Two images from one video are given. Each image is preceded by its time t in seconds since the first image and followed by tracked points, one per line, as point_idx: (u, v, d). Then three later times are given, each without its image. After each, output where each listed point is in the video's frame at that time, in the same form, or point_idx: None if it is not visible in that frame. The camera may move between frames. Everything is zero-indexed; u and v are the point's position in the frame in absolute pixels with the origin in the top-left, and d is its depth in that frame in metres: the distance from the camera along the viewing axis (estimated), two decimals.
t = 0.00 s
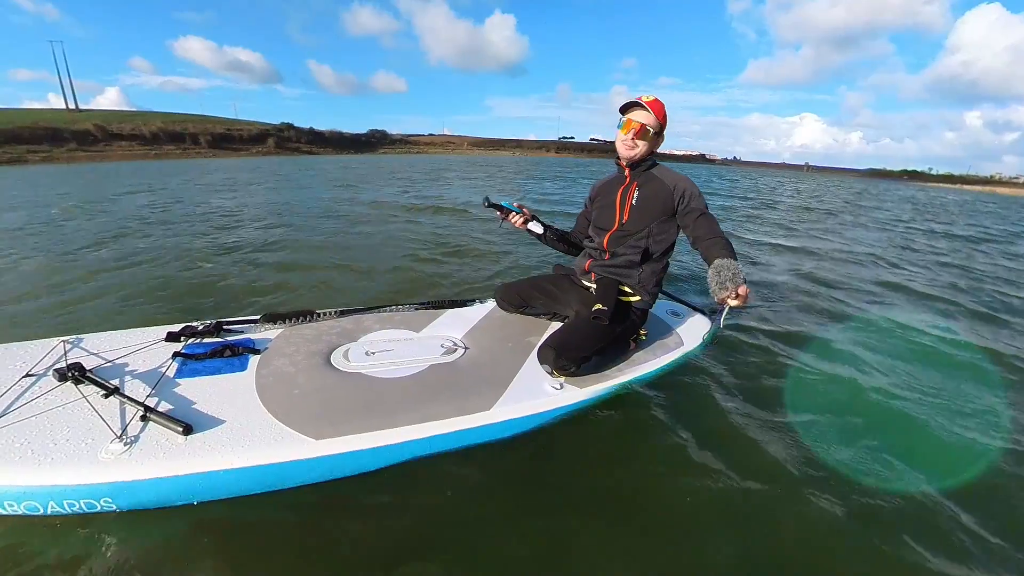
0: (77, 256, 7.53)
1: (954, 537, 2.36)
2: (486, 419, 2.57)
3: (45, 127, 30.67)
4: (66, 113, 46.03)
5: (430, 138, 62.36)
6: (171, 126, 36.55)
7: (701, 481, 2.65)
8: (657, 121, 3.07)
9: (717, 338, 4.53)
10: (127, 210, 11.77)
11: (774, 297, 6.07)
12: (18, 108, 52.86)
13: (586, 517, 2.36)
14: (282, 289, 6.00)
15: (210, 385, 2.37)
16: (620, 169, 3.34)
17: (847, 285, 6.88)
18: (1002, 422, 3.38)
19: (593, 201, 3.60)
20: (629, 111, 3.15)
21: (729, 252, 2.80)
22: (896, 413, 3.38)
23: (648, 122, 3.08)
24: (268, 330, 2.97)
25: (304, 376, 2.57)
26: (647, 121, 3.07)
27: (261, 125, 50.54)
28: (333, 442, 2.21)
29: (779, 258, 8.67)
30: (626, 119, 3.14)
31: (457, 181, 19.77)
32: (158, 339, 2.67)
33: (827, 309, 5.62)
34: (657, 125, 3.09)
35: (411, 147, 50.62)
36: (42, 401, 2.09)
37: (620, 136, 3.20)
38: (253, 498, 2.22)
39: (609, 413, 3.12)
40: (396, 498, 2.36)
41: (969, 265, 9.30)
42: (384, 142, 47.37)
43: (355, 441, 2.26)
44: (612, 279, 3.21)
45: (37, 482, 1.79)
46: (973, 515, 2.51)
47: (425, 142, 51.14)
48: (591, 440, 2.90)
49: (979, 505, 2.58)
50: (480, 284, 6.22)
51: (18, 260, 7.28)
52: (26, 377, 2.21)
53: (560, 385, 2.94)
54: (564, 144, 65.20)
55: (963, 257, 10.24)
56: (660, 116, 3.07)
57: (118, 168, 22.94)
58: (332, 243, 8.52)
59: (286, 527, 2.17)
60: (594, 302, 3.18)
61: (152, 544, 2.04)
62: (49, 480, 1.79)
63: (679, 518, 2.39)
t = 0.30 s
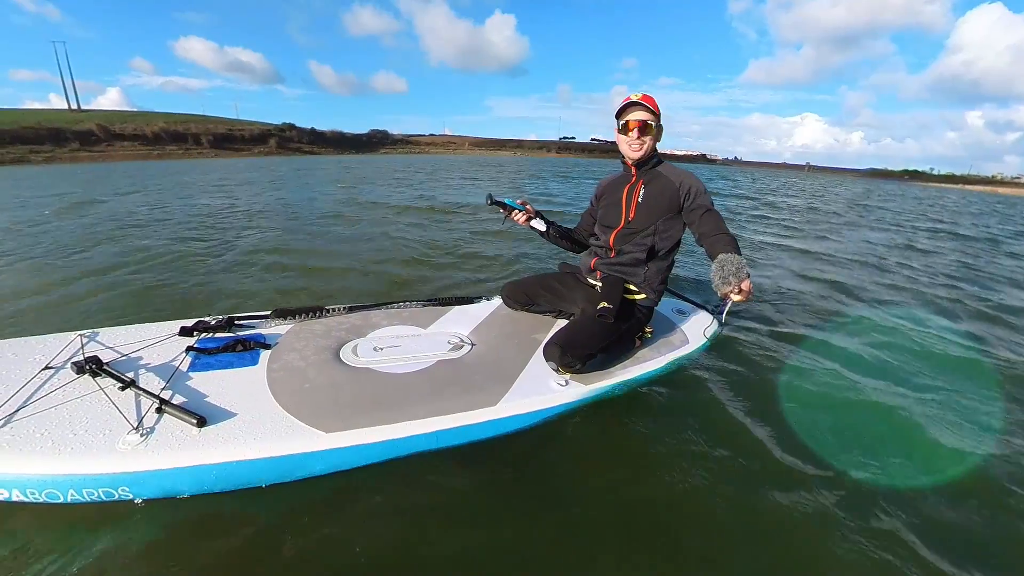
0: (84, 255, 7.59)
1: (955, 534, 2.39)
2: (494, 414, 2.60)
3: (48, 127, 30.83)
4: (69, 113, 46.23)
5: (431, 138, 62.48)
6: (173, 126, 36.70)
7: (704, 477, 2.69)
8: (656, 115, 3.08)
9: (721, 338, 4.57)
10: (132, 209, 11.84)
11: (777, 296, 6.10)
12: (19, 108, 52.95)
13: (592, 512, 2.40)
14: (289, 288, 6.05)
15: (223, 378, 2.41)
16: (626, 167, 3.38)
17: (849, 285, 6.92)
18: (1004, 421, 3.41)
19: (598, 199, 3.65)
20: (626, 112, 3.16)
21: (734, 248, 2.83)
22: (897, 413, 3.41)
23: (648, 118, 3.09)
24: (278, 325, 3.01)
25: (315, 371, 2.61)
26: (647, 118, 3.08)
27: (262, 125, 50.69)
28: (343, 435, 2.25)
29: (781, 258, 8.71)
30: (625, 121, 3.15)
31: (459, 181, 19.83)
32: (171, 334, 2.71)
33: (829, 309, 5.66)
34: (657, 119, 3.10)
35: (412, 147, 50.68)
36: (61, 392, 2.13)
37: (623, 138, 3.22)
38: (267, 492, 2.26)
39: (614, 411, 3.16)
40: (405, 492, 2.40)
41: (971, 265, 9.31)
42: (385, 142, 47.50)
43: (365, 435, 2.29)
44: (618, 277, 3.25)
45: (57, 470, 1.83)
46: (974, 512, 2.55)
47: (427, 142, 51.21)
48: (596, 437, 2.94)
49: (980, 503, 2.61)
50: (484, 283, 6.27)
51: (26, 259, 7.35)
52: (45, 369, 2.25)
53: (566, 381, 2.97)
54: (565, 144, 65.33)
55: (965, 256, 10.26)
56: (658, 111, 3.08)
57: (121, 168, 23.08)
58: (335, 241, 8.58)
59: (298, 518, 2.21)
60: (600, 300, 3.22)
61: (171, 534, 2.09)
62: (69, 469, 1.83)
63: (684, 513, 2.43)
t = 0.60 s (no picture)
0: (87, 256, 7.62)
1: (957, 544, 2.40)
2: (496, 420, 2.61)
3: (51, 127, 30.98)
4: (71, 113, 46.39)
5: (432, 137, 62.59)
6: (175, 126, 36.82)
7: (705, 484, 2.69)
8: (644, 121, 3.07)
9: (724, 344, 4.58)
10: (135, 210, 11.89)
11: (779, 301, 6.11)
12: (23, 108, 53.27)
13: (591, 518, 2.41)
14: (291, 290, 6.07)
15: (228, 384, 2.42)
16: (630, 173, 3.38)
17: (851, 289, 6.92)
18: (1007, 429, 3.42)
19: (602, 204, 3.66)
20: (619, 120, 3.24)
21: (737, 256, 2.84)
22: (900, 422, 3.42)
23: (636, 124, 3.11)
24: (282, 330, 3.02)
25: (320, 377, 2.62)
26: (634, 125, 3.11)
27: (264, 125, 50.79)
28: (347, 441, 2.26)
29: (783, 261, 8.73)
30: (616, 131, 3.23)
31: (460, 182, 19.87)
32: (176, 339, 2.73)
33: (830, 314, 5.67)
34: (645, 124, 3.09)
35: (413, 148, 50.74)
36: (67, 398, 2.14)
37: (617, 147, 3.29)
38: (272, 498, 2.27)
39: (616, 417, 3.18)
40: (406, 498, 2.41)
41: (974, 268, 9.29)
42: (387, 142, 47.59)
43: (368, 441, 2.30)
44: (621, 283, 3.26)
45: (62, 475, 1.84)
46: (977, 524, 2.55)
47: (428, 142, 51.22)
48: (596, 444, 2.94)
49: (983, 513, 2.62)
50: (486, 286, 6.29)
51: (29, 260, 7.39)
52: (52, 374, 2.27)
53: (569, 387, 2.98)
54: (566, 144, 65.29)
55: (967, 259, 10.24)
56: (645, 116, 3.08)
57: (123, 168, 23.18)
58: (338, 244, 8.61)
59: (301, 524, 2.22)
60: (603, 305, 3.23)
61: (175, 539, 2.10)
62: (74, 475, 1.85)
63: (683, 520, 2.44)
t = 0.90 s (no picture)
0: (88, 255, 7.63)
1: (954, 544, 2.41)
2: (494, 417, 2.60)
3: (53, 127, 31.04)
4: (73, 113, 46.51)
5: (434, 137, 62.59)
6: (177, 126, 36.88)
7: (698, 481, 2.70)
8: (636, 120, 3.10)
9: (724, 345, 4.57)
10: (137, 210, 11.90)
11: (780, 302, 6.10)
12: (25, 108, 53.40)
13: (588, 518, 2.40)
14: (291, 289, 6.07)
15: (226, 381, 2.41)
16: (633, 171, 3.37)
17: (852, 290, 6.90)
18: (1007, 431, 3.41)
19: (604, 201, 3.65)
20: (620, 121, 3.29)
21: (739, 257, 2.83)
22: (900, 423, 3.41)
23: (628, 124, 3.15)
24: (281, 328, 3.01)
25: (318, 374, 2.61)
26: (625, 125, 3.16)
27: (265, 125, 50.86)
28: (345, 438, 2.26)
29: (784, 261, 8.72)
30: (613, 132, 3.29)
31: (461, 182, 19.86)
32: (174, 336, 2.72)
33: (831, 315, 5.66)
34: (637, 124, 3.11)
35: (416, 148, 50.82)
36: (62, 393, 2.14)
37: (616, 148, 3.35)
38: (269, 496, 2.26)
39: (616, 417, 3.16)
40: (402, 495, 2.41)
41: (976, 269, 9.25)
42: (388, 142, 47.61)
43: (366, 438, 2.29)
44: (622, 281, 3.25)
45: (57, 471, 1.84)
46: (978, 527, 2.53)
47: (430, 142, 51.20)
48: (593, 443, 2.94)
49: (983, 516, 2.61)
50: (486, 286, 6.28)
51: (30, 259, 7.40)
52: (48, 370, 2.26)
53: (569, 386, 2.96)
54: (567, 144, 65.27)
55: (969, 260, 10.20)
56: (637, 116, 3.10)
57: (124, 168, 23.23)
58: (338, 244, 8.61)
59: (299, 521, 2.22)
60: (603, 303, 3.22)
61: (172, 536, 2.10)
62: (69, 470, 1.84)
63: (678, 518, 2.43)
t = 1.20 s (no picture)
0: (90, 255, 7.68)
1: (950, 543, 2.41)
2: (491, 414, 2.61)
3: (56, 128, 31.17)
4: (76, 113, 46.70)
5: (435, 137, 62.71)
6: (179, 126, 36.98)
7: (695, 479, 2.70)
8: (658, 112, 3.11)
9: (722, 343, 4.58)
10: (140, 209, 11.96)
11: (779, 301, 6.10)
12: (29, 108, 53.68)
13: (587, 515, 2.39)
14: (291, 288, 6.09)
15: (225, 376, 2.43)
16: (632, 169, 3.38)
17: (852, 290, 6.89)
18: (1005, 431, 3.41)
19: (603, 199, 3.65)
20: (626, 116, 3.19)
21: (737, 256, 2.83)
22: (898, 423, 3.42)
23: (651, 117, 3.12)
24: (279, 324, 3.03)
25: (316, 370, 2.63)
26: (650, 116, 3.10)
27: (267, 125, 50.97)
28: (342, 435, 2.27)
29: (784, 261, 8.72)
30: (630, 125, 3.15)
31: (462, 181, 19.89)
32: (174, 331, 2.73)
33: (830, 315, 5.67)
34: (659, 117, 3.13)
35: (417, 148, 50.88)
36: (63, 388, 2.15)
37: (631, 142, 3.20)
38: (266, 492, 2.27)
39: (613, 416, 3.17)
40: (398, 492, 2.41)
41: (977, 269, 9.24)
42: (390, 141, 47.72)
43: (363, 434, 2.30)
44: (620, 279, 3.25)
45: (58, 465, 1.85)
46: (973, 525, 2.54)
47: (432, 142, 51.26)
48: (590, 441, 2.93)
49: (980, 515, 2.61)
50: (486, 284, 6.29)
51: (34, 258, 7.45)
52: (49, 365, 2.28)
53: (566, 383, 2.97)
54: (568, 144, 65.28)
55: (970, 260, 10.18)
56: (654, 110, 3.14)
57: (127, 168, 23.32)
58: (338, 243, 8.63)
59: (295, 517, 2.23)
60: (602, 301, 3.22)
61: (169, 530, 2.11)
62: (70, 464, 1.86)
63: (678, 518, 2.42)
